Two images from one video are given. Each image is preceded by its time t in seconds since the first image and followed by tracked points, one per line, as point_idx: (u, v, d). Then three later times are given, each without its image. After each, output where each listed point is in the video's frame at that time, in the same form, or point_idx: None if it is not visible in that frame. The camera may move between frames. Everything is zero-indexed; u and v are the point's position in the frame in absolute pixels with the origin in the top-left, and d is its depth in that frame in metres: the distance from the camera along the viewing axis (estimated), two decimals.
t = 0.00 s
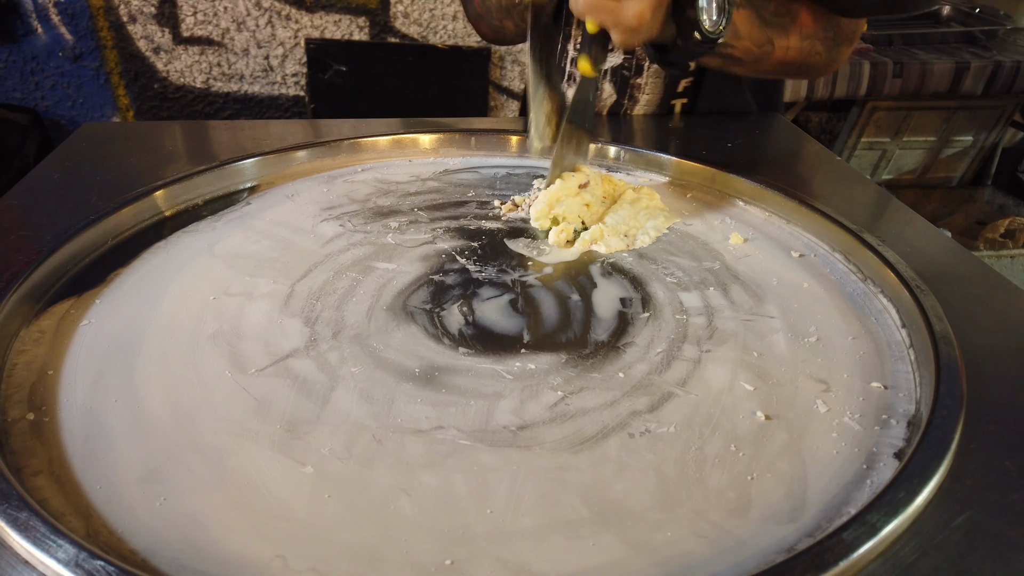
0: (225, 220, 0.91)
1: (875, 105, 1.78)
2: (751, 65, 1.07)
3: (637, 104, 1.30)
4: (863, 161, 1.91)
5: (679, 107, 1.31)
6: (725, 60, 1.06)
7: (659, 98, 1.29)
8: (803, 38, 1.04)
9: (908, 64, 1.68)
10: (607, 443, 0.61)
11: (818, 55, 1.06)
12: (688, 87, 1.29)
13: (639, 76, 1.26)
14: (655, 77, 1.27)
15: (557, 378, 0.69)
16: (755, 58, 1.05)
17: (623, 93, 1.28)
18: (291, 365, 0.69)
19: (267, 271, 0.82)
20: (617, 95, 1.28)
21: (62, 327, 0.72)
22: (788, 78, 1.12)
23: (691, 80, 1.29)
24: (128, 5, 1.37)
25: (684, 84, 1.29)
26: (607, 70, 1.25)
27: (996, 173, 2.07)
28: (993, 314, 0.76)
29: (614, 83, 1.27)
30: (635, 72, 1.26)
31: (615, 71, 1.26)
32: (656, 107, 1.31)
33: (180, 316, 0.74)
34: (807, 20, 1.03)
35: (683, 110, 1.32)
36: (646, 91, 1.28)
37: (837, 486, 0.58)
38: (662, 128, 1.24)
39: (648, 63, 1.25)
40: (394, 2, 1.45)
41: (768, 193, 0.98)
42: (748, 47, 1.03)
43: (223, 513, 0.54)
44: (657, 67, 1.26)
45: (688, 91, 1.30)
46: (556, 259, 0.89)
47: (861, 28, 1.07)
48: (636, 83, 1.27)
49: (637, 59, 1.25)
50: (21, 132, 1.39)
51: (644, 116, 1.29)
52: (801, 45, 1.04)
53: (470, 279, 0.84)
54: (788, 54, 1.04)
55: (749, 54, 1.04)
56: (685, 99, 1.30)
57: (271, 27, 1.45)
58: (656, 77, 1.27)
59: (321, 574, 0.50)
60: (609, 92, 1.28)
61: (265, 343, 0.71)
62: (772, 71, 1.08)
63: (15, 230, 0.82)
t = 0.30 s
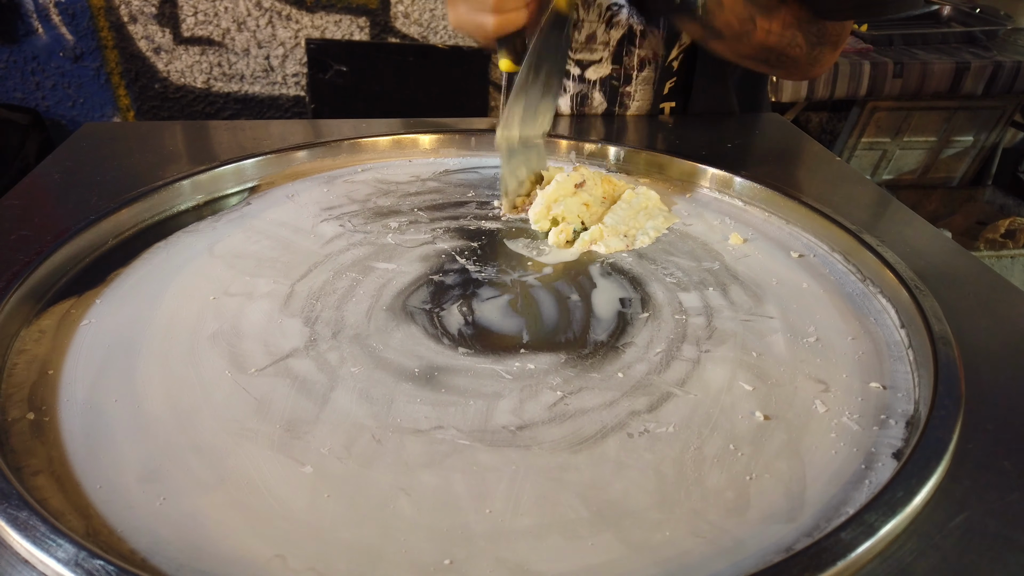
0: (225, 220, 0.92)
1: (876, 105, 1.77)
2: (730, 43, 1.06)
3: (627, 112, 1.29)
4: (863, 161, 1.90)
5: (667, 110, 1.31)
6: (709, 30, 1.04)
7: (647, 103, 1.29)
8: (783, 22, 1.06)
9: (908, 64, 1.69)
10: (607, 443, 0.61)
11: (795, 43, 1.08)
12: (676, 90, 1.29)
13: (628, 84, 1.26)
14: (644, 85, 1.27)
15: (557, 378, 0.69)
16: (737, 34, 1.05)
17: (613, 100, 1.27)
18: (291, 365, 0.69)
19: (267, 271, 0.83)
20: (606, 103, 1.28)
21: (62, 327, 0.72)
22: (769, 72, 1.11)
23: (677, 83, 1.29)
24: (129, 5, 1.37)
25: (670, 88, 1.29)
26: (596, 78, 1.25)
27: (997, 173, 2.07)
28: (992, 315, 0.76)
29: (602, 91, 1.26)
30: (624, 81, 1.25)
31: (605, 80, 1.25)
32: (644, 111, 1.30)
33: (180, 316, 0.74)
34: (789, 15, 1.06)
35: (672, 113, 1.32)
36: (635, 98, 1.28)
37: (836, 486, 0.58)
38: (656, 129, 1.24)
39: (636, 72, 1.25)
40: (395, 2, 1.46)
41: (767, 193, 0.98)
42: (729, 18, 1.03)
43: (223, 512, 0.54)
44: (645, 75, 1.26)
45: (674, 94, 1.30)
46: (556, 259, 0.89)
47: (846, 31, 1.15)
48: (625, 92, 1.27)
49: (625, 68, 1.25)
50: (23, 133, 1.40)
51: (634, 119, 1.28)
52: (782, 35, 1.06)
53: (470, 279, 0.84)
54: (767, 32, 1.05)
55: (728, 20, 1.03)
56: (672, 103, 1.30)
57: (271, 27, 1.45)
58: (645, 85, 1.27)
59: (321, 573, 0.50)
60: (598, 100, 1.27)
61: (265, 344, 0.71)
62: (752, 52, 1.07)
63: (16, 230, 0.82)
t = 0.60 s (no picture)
0: (226, 220, 0.92)
1: (876, 106, 1.78)
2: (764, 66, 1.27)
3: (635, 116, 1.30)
4: (863, 161, 1.91)
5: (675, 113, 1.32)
6: (729, 60, 1.27)
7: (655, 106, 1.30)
8: (805, 36, 1.27)
9: (908, 64, 1.68)
10: (606, 442, 0.61)
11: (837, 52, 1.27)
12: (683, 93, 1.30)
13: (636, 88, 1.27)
14: (652, 88, 1.28)
15: (556, 377, 0.69)
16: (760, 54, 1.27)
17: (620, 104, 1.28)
18: (291, 365, 0.69)
19: (268, 270, 0.83)
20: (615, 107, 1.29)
21: (63, 327, 0.72)
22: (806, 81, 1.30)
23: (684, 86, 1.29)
24: (130, 5, 1.37)
25: (679, 90, 1.30)
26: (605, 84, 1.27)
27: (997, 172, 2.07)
28: (991, 315, 0.76)
29: (610, 96, 1.27)
30: (632, 86, 1.27)
31: (613, 85, 1.27)
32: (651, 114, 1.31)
33: (181, 315, 0.75)
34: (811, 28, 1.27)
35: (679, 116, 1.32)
36: (643, 101, 1.29)
37: (835, 486, 0.58)
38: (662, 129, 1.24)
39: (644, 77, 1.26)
40: (396, 2, 1.46)
41: (766, 193, 0.99)
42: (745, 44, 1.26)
43: (224, 511, 0.54)
44: (653, 80, 1.27)
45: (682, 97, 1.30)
46: (557, 258, 0.90)
47: (879, 24, 1.25)
48: (633, 96, 1.28)
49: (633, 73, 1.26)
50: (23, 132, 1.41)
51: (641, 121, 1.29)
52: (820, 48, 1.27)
53: (470, 278, 0.84)
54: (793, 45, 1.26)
55: (749, 51, 1.26)
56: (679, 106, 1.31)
57: (272, 27, 1.45)
58: (653, 89, 1.28)
59: (322, 572, 0.50)
60: (606, 104, 1.28)
61: (266, 343, 0.72)
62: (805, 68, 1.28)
63: (16, 230, 0.82)
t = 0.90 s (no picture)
0: (228, 219, 0.92)
1: (877, 106, 1.78)
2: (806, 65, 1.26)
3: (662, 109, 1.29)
4: (864, 162, 1.91)
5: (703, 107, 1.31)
6: (771, 56, 1.22)
7: (682, 101, 1.30)
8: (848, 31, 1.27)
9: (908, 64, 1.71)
10: (607, 441, 0.61)
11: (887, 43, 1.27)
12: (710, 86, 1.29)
13: (661, 83, 1.27)
14: (677, 83, 1.28)
15: (558, 377, 0.69)
16: (800, 51, 1.23)
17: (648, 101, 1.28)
18: (293, 364, 0.69)
19: (270, 270, 0.83)
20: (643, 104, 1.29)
21: (65, 326, 0.72)
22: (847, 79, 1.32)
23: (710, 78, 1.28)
24: (131, 5, 1.38)
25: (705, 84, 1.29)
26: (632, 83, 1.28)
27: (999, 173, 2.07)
28: (992, 315, 0.76)
29: (638, 93, 1.28)
30: (658, 81, 1.27)
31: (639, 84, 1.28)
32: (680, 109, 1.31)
33: (183, 315, 0.75)
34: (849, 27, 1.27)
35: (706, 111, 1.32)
36: (668, 95, 1.29)
37: (836, 485, 0.58)
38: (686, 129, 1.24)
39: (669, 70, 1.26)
40: (397, 2, 1.46)
41: (767, 193, 0.99)
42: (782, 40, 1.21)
43: (226, 510, 0.54)
44: (678, 73, 1.27)
45: (709, 90, 1.29)
46: (558, 258, 0.90)
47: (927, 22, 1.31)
48: (659, 92, 1.28)
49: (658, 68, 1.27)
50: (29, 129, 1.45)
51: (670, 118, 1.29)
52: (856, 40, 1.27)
53: (472, 278, 0.84)
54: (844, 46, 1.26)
55: (788, 48, 1.22)
56: (707, 98, 1.30)
57: (273, 27, 1.45)
58: (679, 82, 1.28)
59: (323, 571, 0.50)
60: (634, 102, 1.28)
61: (267, 343, 0.72)
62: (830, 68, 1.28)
63: (17, 229, 0.83)
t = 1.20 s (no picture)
0: (229, 219, 0.92)
1: (877, 105, 1.78)
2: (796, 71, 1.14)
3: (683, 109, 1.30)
4: (864, 162, 1.91)
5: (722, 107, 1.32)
6: (770, 47, 1.10)
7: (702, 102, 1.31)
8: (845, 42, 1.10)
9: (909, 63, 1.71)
10: (608, 441, 0.62)
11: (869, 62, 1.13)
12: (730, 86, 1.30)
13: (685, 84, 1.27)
14: (701, 84, 1.28)
15: (559, 377, 0.69)
16: (798, 46, 1.10)
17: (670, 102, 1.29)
18: (295, 364, 0.69)
19: (271, 270, 0.83)
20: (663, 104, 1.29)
21: (67, 326, 0.72)
22: (827, 88, 1.17)
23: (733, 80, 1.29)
24: (132, 5, 1.38)
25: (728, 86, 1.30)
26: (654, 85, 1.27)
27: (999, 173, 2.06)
28: (993, 315, 0.76)
29: (660, 94, 1.28)
30: (682, 82, 1.27)
31: (662, 85, 1.27)
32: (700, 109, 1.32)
33: (184, 315, 0.75)
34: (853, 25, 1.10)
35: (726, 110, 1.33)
36: (692, 96, 1.29)
37: (837, 485, 0.58)
38: (707, 130, 1.25)
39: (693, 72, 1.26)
40: (397, 2, 1.46)
41: (768, 193, 0.99)
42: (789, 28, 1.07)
43: (228, 509, 0.54)
44: (703, 74, 1.27)
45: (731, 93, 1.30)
46: (558, 258, 0.90)
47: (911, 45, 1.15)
48: (681, 92, 1.28)
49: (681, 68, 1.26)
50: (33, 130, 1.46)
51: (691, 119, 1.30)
52: (847, 48, 1.11)
53: (473, 278, 0.84)
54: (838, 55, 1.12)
55: (791, 39, 1.09)
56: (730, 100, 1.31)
57: (274, 27, 1.46)
58: (704, 84, 1.28)
59: (326, 571, 0.50)
60: (655, 101, 1.29)
61: (269, 342, 0.72)
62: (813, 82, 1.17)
63: (19, 229, 0.83)
